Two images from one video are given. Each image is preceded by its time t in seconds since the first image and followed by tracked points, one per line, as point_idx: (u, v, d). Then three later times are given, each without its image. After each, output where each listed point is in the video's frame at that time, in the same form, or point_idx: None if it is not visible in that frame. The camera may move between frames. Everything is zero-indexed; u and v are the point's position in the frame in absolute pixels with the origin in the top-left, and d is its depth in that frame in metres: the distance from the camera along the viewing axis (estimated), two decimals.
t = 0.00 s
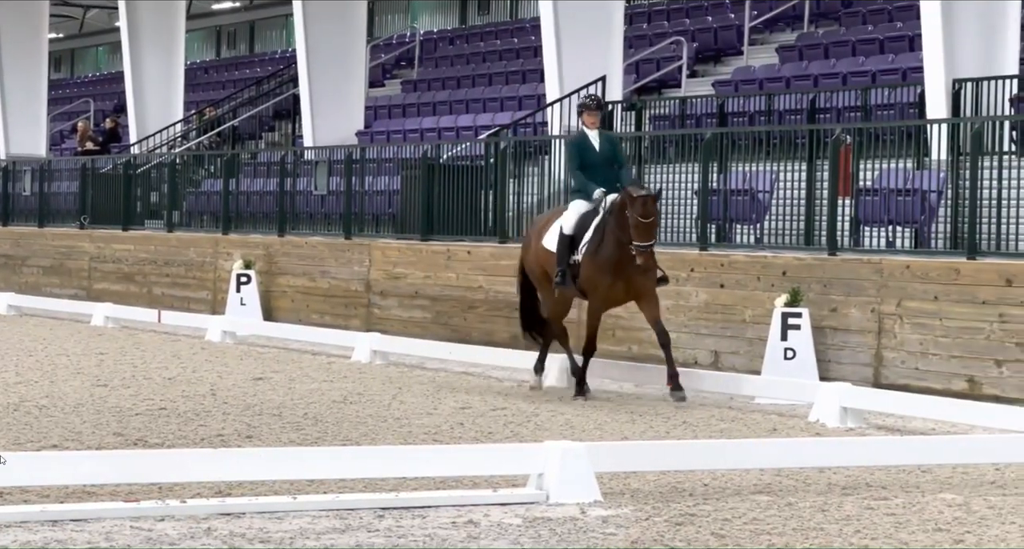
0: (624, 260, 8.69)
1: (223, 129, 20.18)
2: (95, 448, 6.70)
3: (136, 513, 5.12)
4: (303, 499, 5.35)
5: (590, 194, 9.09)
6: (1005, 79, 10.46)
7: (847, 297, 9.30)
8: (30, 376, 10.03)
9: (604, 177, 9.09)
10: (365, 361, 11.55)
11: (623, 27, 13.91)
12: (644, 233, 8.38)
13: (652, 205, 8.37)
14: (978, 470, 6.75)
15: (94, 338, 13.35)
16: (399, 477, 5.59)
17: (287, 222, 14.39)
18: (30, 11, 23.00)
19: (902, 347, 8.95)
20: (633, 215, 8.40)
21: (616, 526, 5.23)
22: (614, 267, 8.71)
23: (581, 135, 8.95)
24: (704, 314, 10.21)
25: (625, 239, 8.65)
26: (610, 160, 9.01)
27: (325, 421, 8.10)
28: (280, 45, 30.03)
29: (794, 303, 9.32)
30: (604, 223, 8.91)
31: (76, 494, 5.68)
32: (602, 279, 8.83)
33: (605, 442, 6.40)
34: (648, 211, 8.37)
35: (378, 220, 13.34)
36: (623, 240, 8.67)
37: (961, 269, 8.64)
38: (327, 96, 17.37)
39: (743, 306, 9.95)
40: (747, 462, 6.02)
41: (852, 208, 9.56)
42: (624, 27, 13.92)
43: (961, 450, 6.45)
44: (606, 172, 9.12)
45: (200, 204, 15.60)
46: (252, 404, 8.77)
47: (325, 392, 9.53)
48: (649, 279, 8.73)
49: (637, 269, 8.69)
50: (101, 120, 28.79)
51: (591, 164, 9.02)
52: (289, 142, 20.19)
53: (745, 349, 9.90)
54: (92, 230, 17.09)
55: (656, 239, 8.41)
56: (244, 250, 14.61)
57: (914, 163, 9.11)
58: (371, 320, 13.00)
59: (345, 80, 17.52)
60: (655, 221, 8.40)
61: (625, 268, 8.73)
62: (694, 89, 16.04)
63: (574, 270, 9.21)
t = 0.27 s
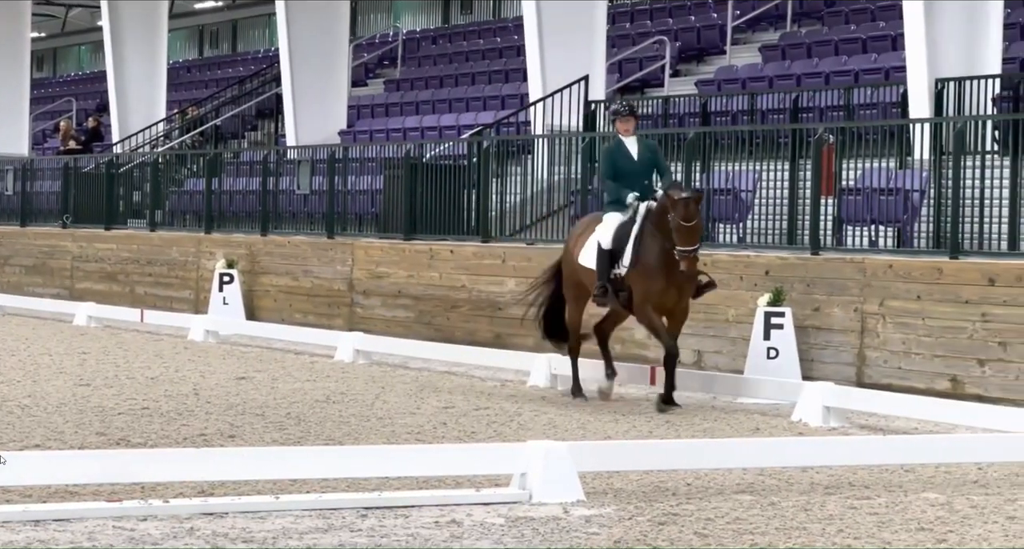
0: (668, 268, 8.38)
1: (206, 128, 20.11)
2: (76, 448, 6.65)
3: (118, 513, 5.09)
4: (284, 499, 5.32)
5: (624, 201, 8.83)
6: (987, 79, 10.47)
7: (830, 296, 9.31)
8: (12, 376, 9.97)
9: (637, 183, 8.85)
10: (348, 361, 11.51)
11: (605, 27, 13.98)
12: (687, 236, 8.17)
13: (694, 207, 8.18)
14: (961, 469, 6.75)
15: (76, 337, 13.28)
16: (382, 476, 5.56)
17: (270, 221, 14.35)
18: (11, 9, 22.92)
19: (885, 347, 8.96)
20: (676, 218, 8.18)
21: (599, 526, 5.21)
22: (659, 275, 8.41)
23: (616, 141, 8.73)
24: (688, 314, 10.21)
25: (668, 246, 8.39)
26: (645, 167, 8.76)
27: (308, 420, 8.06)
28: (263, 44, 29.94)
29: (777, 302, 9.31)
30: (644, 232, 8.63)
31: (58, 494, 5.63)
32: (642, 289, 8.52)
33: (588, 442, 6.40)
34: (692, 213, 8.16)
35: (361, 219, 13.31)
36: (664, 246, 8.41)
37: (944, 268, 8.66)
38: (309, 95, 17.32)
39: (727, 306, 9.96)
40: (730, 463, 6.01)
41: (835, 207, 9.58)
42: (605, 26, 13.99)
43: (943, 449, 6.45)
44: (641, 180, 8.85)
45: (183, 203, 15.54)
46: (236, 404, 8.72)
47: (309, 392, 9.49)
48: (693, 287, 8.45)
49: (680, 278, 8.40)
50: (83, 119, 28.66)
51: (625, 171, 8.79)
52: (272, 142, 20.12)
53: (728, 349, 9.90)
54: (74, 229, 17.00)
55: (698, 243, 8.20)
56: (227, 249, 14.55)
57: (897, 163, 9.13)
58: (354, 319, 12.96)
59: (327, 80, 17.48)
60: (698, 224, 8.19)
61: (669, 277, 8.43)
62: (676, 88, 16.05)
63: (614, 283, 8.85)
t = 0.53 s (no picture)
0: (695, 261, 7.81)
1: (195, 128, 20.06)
2: (65, 448, 6.63)
3: (107, 513, 5.07)
4: (273, 498, 5.31)
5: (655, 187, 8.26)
6: (975, 79, 10.48)
7: (819, 296, 9.32)
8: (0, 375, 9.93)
9: (672, 170, 8.26)
10: (337, 361, 11.49)
11: (594, 27, 13.96)
12: (706, 228, 7.64)
13: (713, 197, 7.62)
14: (949, 469, 6.76)
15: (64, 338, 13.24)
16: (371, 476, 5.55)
17: (259, 221, 14.32)
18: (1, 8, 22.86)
19: (873, 347, 8.97)
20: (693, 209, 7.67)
21: (588, 526, 5.20)
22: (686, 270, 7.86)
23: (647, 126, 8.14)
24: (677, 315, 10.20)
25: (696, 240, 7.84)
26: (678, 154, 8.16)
27: (297, 420, 8.04)
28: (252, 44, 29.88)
29: (766, 302, 9.31)
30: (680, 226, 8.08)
31: (47, 494, 5.61)
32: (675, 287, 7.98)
33: (577, 442, 6.39)
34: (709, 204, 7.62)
35: (350, 219, 13.28)
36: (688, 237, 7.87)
37: (933, 268, 8.66)
38: (298, 95, 17.30)
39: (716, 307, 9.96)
40: (719, 463, 6.00)
41: (824, 207, 9.59)
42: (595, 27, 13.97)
43: (931, 449, 6.46)
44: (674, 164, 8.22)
45: (172, 203, 15.51)
46: (225, 404, 8.69)
47: (298, 392, 9.46)
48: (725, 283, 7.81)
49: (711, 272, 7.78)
50: (72, 119, 28.59)
51: (656, 157, 8.21)
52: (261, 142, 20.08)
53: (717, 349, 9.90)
54: (62, 229, 16.95)
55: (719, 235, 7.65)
56: (216, 249, 14.52)
57: (886, 163, 9.14)
58: (343, 319, 12.94)
59: (317, 79, 17.46)
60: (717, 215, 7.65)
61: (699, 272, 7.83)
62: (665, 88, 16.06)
63: (647, 277, 8.33)
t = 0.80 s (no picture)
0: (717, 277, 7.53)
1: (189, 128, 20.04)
2: (59, 448, 6.62)
3: (102, 512, 5.07)
4: (268, 498, 5.30)
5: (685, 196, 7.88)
6: (970, 80, 10.49)
7: (814, 296, 9.33)
8: None
9: (705, 178, 7.89)
10: (331, 360, 11.48)
11: (588, 26, 13.94)
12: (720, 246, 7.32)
13: (721, 214, 7.29)
14: (943, 468, 6.76)
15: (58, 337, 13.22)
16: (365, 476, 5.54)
17: (253, 221, 14.30)
18: None
19: (868, 346, 8.97)
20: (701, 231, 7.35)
21: (582, 525, 5.20)
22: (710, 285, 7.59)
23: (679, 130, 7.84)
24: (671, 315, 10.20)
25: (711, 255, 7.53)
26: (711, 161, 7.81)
27: (292, 420, 8.03)
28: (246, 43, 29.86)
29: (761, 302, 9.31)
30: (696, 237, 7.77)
31: (41, 494, 5.60)
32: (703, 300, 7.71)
33: (571, 442, 6.39)
34: (717, 224, 7.28)
35: (344, 218, 13.27)
36: (707, 251, 7.55)
37: (927, 268, 8.67)
38: (292, 95, 17.29)
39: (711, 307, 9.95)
40: (714, 463, 5.99)
41: (818, 207, 9.59)
42: (589, 25, 13.95)
43: (925, 449, 6.46)
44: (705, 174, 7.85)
45: (166, 203, 15.49)
46: (219, 404, 8.67)
47: (292, 392, 9.45)
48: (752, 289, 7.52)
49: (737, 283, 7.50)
50: (66, 119, 28.55)
51: (689, 163, 7.87)
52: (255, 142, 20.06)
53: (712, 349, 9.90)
54: (56, 228, 16.93)
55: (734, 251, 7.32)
56: (210, 249, 14.50)
57: (880, 162, 9.15)
58: (338, 319, 12.93)
59: (311, 79, 17.46)
60: (729, 231, 7.31)
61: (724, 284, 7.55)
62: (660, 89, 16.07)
63: (677, 285, 8.01)
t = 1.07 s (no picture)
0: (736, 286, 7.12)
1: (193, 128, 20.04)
2: (63, 448, 6.63)
3: (105, 512, 5.07)
4: (271, 498, 5.31)
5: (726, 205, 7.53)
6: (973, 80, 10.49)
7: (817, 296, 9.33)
8: None
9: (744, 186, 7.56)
10: (334, 360, 11.49)
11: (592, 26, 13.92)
12: (733, 253, 6.93)
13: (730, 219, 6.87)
14: (947, 469, 6.76)
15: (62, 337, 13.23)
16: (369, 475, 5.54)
17: (257, 221, 14.30)
18: None
19: (871, 346, 8.97)
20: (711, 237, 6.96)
21: (586, 526, 5.20)
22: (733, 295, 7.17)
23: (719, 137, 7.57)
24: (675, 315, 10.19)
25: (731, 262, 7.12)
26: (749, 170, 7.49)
27: (295, 420, 8.03)
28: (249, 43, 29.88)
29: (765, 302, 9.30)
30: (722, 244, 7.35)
31: (44, 494, 5.60)
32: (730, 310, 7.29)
33: (574, 442, 6.40)
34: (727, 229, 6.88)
35: (348, 218, 13.28)
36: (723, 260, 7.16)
37: (930, 268, 8.66)
38: (295, 95, 17.30)
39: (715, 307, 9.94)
40: (717, 464, 5.99)
41: (822, 207, 9.56)
42: (592, 25, 13.96)
43: (929, 449, 6.46)
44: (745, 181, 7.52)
45: (170, 203, 15.50)
46: (222, 404, 8.67)
47: (296, 392, 9.45)
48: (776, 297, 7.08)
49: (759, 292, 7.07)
50: (70, 119, 28.57)
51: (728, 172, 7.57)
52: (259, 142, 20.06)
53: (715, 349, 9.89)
54: (59, 228, 16.95)
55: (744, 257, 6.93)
56: (213, 249, 14.51)
57: (883, 162, 9.14)
58: (341, 319, 12.93)
59: (314, 79, 17.46)
60: (738, 237, 6.91)
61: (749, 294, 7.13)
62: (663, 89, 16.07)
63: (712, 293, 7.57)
